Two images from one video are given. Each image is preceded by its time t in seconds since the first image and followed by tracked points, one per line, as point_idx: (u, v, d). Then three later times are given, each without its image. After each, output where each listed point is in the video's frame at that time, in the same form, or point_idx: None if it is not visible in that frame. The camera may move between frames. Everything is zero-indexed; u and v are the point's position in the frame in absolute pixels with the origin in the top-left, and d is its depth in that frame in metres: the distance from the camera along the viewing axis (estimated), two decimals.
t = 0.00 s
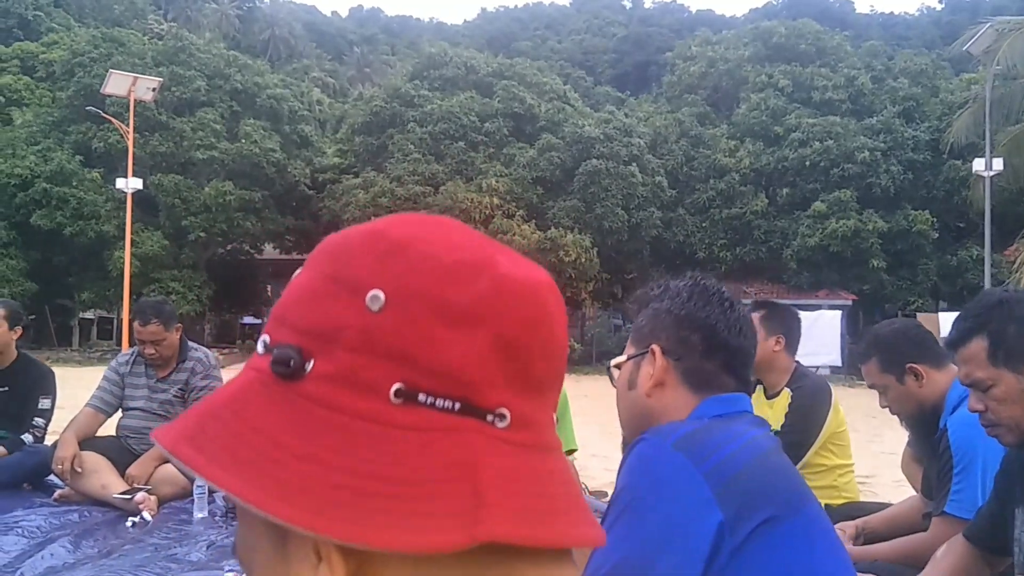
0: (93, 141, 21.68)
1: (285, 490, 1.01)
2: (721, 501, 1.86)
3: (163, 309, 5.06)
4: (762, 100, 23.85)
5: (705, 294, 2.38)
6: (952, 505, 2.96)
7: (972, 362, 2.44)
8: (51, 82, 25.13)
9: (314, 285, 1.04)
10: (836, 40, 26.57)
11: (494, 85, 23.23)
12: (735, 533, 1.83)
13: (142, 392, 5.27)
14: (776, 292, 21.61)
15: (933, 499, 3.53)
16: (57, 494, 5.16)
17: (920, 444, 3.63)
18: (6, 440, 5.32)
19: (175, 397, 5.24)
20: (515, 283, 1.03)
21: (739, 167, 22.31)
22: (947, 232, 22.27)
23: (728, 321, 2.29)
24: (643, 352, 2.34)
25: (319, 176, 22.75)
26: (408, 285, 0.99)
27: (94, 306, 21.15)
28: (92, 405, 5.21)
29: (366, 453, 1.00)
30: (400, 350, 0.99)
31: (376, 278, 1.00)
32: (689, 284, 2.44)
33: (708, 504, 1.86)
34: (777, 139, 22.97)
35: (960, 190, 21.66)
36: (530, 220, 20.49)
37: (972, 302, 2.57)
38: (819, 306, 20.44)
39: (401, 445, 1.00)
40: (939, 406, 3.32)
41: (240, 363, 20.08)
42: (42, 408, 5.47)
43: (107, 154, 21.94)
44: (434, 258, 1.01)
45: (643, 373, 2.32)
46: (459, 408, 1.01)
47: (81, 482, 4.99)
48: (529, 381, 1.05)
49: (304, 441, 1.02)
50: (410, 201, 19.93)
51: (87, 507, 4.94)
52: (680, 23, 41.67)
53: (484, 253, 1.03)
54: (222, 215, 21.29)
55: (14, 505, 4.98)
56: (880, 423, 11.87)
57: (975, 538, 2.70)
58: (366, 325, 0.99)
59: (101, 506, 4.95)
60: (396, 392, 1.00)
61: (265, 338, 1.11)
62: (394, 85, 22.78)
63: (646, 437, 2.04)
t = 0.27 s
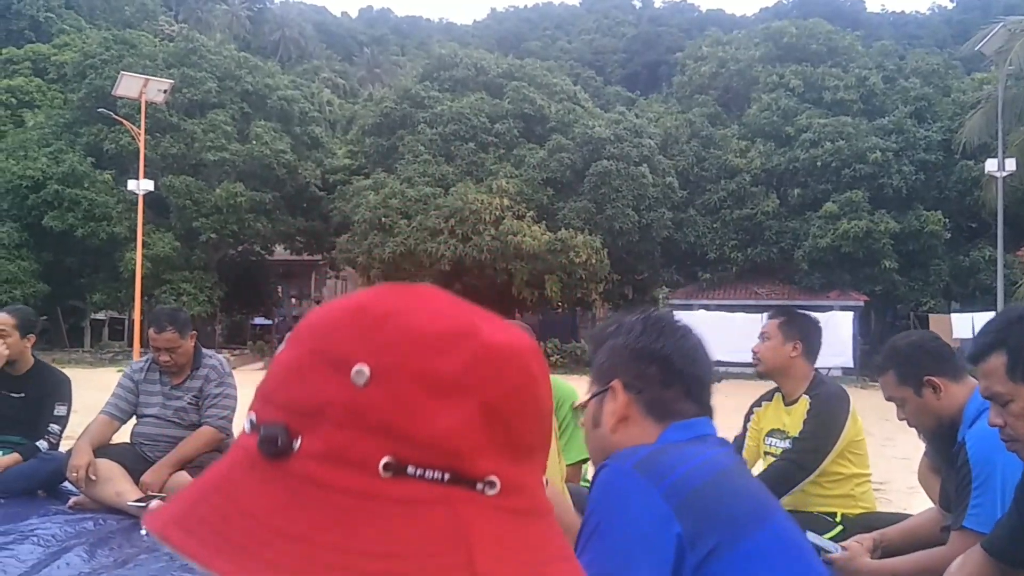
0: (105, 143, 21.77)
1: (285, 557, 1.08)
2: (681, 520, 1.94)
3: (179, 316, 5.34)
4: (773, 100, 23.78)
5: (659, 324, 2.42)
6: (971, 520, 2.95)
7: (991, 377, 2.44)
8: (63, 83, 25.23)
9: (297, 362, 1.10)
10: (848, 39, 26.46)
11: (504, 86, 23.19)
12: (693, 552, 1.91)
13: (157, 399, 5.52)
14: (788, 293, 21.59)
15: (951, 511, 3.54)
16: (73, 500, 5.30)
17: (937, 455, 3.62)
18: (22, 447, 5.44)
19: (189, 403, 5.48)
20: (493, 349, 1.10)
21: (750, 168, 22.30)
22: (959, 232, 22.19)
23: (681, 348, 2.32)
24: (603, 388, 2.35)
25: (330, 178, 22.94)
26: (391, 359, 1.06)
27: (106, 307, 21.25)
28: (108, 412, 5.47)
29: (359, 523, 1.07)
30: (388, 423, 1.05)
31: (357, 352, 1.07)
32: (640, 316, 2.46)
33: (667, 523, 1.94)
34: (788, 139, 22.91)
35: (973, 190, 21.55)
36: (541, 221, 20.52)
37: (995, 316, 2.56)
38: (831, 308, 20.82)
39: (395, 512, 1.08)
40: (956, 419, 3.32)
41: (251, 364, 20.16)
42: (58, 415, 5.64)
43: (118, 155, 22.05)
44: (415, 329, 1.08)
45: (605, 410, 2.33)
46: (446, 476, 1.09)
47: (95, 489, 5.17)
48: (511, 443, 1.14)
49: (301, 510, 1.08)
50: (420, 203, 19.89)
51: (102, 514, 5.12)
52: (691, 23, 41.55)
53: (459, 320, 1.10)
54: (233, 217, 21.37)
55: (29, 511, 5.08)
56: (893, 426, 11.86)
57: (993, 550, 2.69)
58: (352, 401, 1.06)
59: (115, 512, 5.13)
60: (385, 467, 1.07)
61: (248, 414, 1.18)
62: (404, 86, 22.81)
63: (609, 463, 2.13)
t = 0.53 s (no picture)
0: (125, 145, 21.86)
1: None
2: (655, 521, 2.20)
3: (202, 322, 5.53)
4: (792, 99, 23.67)
5: (615, 358, 2.67)
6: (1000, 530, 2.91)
7: None
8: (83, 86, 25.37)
9: (297, 417, 1.24)
10: (867, 39, 25.64)
11: (522, 86, 23.13)
12: (668, 550, 2.16)
13: (182, 404, 5.74)
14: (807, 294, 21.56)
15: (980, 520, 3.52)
16: (99, 504, 5.58)
17: (965, 462, 3.58)
18: (49, 452, 5.54)
19: (214, 409, 5.69)
20: (482, 395, 1.24)
21: (770, 168, 22.25)
22: (981, 232, 22.06)
23: (648, 376, 2.58)
24: (576, 428, 2.63)
25: (349, 179, 23.07)
26: (384, 411, 1.19)
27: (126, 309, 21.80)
28: (135, 417, 5.69)
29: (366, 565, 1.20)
30: (383, 475, 1.19)
31: (353, 406, 1.20)
32: (604, 354, 2.73)
33: (643, 523, 2.21)
34: (808, 138, 22.76)
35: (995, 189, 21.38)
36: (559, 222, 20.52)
37: None
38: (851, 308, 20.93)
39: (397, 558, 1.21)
40: (988, 428, 3.31)
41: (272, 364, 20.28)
42: (84, 420, 5.76)
43: (139, 157, 22.09)
44: (406, 385, 1.21)
45: (581, 449, 2.60)
46: (447, 522, 1.23)
47: (123, 494, 5.46)
48: (504, 485, 1.27)
49: (307, 558, 1.21)
50: (438, 204, 19.96)
51: (130, 518, 5.42)
52: (709, 22, 41.34)
53: (444, 373, 1.22)
54: (253, 219, 21.56)
55: (58, 515, 5.35)
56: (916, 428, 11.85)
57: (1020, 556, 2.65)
58: (351, 453, 1.20)
59: (143, 517, 5.43)
60: (386, 516, 1.20)
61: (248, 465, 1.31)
62: (422, 88, 22.88)
63: (590, 478, 2.42)
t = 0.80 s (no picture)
0: (163, 148, 22.37)
1: None
2: (713, 535, 2.18)
3: (239, 325, 5.61)
4: (829, 98, 23.41)
5: (659, 358, 2.62)
6: None
7: None
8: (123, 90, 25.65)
9: (357, 418, 1.28)
10: (905, 35, 25.85)
11: (556, 87, 23.02)
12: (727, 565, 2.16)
13: (221, 405, 5.78)
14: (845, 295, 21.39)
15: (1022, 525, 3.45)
16: (139, 505, 5.62)
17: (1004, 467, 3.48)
18: (91, 451, 5.69)
19: (252, 410, 5.76)
20: (545, 429, 1.24)
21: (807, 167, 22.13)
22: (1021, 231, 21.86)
23: (691, 376, 2.53)
24: (621, 432, 2.60)
25: (383, 180, 23.17)
26: (440, 432, 1.22)
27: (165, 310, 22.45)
28: (175, 418, 5.71)
29: None
30: (432, 494, 1.24)
31: (413, 422, 1.24)
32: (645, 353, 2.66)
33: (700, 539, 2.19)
34: (846, 137, 22.68)
35: None
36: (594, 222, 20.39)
37: None
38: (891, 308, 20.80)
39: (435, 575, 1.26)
40: None
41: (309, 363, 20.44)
42: (125, 420, 5.86)
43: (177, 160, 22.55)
44: (465, 408, 1.23)
45: (630, 453, 2.59)
46: (489, 548, 1.26)
47: (162, 494, 5.50)
48: (557, 516, 1.28)
49: (354, 556, 1.29)
50: (472, 206, 20.01)
51: (170, 518, 5.46)
52: (745, 20, 41.09)
53: (508, 403, 1.23)
54: (289, 220, 21.73)
55: (99, 515, 5.40)
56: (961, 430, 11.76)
57: None
58: (405, 468, 1.24)
59: (182, 517, 5.47)
60: (430, 533, 1.26)
61: (313, 441, 1.38)
62: (456, 89, 22.92)
63: (640, 483, 2.37)
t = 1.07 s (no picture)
0: (209, 151, 22.60)
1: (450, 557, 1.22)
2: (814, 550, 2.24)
3: (284, 325, 5.68)
4: (874, 96, 23.33)
5: (763, 348, 2.52)
6: None
7: None
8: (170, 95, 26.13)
9: (513, 397, 1.16)
10: (951, 33, 25.44)
11: (597, 87, 22.93)
12: None
13: (268, 405, 5.89)
14: (891, 294, 21.09)
15: None
16: (187, 502, 5.70)
17: None
18: (141, 450, 5.76)
19: (298, 410, 5.86)
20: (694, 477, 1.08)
21: (852, 166, 21.99)
22: None
23: (795, 369, 2.45)
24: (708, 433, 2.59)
25: (425, 182, 23.19)
26: (587, 448, 1.10)
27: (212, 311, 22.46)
28: (222, 417, 5.80)
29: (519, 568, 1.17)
30: (566, 499, 1.13)
31: (568, 425, 1.11)
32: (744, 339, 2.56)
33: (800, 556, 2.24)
34: (890, 136, 22.50)
35: None
36: (635, 223, 20.29)
37: None
38: (937, 308, 20.40)
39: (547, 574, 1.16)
40: None
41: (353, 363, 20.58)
42: (174, 419, 5.94)
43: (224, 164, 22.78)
44: (619, 424, 1.08)
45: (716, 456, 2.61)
46: (608, 566, 1.14)
47: (210, 492, 5.59)
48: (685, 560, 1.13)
49: (468, 535, 1.20)
50: (512, 206, 20.00)
51: (217, 516, 5.54)
52: (789, 18, 40.86)
53: (681, 431, 1.07)
54: (333, 222, 21.90)
55: (148, 513, 5.48)
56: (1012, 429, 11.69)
57: None
58: (545, 465, 1.13)
59: (230, 515, 5.56)
60: (554, 534, 1.15)
61: (480, 384, 1.26)
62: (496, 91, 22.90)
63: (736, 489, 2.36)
